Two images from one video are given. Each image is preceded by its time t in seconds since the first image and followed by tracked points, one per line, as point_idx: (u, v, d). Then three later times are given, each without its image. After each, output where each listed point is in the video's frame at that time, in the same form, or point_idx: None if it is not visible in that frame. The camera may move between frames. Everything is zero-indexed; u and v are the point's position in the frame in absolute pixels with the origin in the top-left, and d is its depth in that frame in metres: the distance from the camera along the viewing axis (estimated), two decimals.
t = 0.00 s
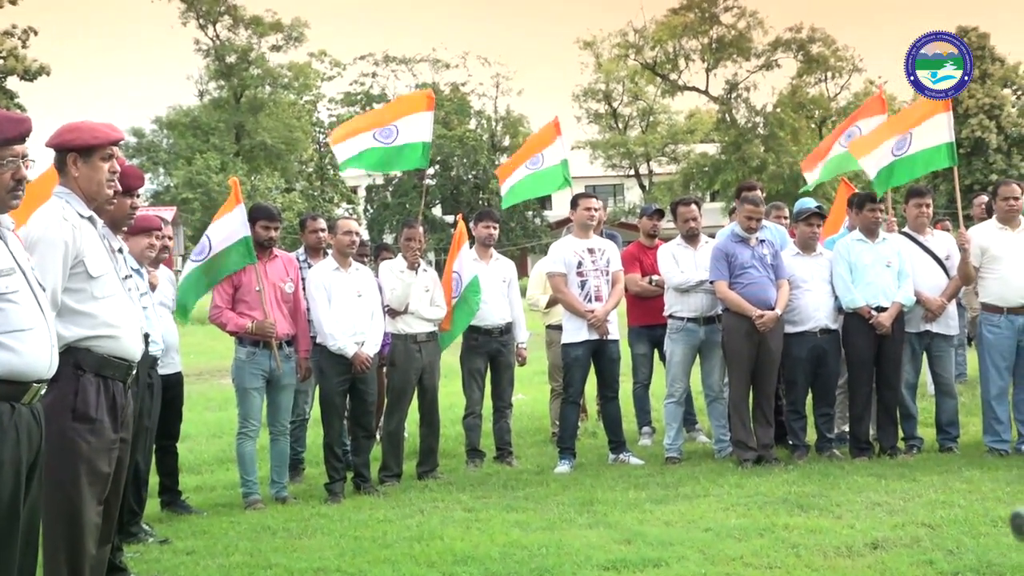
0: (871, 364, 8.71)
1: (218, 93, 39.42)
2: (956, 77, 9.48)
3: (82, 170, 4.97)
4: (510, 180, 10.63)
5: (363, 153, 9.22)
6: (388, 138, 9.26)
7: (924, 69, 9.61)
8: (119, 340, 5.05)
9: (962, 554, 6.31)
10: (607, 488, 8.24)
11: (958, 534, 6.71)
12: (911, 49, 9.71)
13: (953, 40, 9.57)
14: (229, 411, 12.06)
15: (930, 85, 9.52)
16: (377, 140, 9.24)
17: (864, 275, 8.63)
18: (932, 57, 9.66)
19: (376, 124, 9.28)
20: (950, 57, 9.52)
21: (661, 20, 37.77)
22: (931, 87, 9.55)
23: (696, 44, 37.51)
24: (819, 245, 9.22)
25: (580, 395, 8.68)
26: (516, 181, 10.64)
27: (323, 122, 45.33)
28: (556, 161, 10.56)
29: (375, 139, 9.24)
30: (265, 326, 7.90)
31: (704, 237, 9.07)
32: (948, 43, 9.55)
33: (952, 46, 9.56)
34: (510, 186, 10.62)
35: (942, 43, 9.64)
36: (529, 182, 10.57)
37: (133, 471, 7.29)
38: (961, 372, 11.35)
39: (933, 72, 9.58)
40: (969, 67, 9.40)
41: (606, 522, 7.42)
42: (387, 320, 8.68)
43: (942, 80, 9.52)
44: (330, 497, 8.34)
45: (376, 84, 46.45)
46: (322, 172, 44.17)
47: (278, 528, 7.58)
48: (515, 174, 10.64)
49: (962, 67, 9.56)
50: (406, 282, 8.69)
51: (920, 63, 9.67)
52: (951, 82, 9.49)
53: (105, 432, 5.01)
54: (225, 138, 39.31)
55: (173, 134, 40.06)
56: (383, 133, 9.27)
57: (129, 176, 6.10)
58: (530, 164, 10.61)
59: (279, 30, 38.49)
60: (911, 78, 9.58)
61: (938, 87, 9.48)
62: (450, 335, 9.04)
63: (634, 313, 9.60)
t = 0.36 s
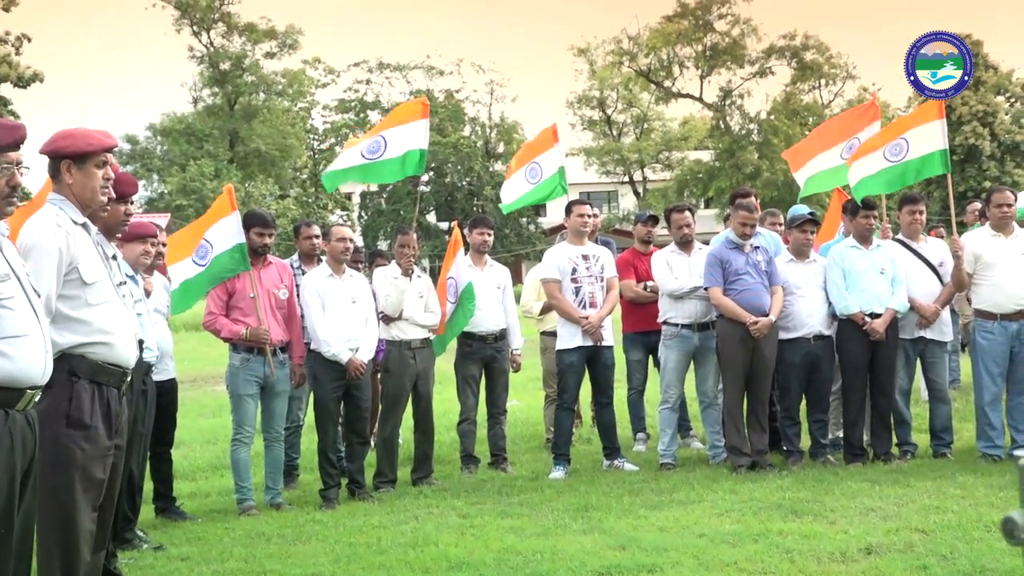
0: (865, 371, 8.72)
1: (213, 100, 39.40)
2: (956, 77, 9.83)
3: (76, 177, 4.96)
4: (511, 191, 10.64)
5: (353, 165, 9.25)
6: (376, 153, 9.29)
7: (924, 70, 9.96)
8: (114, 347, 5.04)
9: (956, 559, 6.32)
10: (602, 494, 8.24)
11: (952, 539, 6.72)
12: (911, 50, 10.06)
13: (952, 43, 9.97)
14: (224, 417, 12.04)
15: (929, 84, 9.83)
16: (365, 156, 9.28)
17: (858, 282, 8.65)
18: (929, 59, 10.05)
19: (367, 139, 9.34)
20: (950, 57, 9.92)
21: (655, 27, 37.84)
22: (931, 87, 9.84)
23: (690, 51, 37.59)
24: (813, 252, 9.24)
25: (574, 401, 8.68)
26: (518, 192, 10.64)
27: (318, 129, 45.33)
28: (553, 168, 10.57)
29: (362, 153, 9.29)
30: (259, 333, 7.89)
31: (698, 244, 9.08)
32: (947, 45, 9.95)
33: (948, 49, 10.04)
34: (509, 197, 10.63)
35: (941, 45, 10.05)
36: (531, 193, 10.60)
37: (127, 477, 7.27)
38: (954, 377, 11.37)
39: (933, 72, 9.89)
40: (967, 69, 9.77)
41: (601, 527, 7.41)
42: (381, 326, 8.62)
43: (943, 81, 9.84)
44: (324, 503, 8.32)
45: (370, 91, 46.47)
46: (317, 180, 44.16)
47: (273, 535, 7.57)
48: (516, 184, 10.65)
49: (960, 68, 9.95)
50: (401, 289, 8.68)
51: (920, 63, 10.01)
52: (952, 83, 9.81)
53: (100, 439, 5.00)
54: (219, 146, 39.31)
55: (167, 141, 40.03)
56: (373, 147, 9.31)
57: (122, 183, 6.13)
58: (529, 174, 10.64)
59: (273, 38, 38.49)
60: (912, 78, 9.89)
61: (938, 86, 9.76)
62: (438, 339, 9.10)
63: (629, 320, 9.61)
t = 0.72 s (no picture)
0: (864, 364, 8.73)
1: (211, 97, 39.38)
2: (956, 77, 9.29)
3: (75, 176, 4.97)
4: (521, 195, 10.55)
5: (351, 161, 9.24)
6: (371, 143, 9.29)
7: (923, 70, 9.39)
8: (113, 345, 5.05)
9: (956, 552, 6.32)
10: (602, 488, 8.25)
11: (952, 532, 6.72)
12: (910, 49, 9.44)
13: (954, 41, 9.30)
14: (224, 414, 12.05)
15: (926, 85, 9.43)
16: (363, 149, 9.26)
17: (857, 276, 8.65)
18: (931, 58, 9.41)
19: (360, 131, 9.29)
20: (950, 57, 9.31)
21: (653, 21, 37.78)
22: (931, 88, 9.35)
23: (689, 45, 37.53)
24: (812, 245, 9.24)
25: (573, 396, 8.69)
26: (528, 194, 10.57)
27: (317, 125, 45.30)
28: (554, 163, 10.58)
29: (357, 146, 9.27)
30: (259, 330, 7.90)
31: (696, 238, 9.08)
32: (948, 43, 9.32)
33: (950, 46, 9.31)
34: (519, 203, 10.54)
35: (942, 44, 9.40)
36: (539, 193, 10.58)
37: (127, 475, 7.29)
38: (954, 370, 11.36)
39: (933, 73, 9.41)
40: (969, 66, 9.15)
41: (601, 522, 7.42)
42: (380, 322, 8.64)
43: (942, 81, 9.36)
44: (325, 500, 8.33)
45: (369, 87, 46.43)
46: (316, 176, 44.13)
47: (274, 531, 7.59)
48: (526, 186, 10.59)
49: (961, 67, 9.40)
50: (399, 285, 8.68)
51: (920, 64, 9.44)
52: (952, 82, 9.29)
53: (100, 437, 5.01)
54: (218, 143, 39.29)
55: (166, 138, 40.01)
56: (369, 139, 9.29)
57: (121, 181, 6.16)
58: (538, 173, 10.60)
59: (271, 34, 38.44)
60: (911, 78, 9.38)
61: (938, 87, 9.33)
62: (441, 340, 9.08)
63: (628, 315, 9.61)
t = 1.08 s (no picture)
0: (866, 368, 8.72)
1: (213, 104, 39.46)
2: (956, 77, 9.35)
3: (76, 184, 4.98)
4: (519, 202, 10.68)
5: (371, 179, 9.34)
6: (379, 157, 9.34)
7: (923, 69, 9.48)
8: (115, 352, 5.07)
9: (958, 556, 6.31)
10: (604, 494, 8.25)
11: (954, 536, 6.71)
12: (911, 49, 9.53)
13: (954, 40, 9.39)
14: (226, 421, 12.07)
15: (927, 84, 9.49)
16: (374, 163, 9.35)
17: (858, 280, 8.65)
18: (932, 57, 9.49)
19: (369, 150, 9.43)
20: (950, 57, 9.40)
21: (653, 27, 37.82)
22: (931, 88, 9.41)
23: (689, 50, 37.57)
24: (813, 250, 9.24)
25: (575, 401, 8.69)
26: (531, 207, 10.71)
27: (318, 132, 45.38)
28: (557, 170, 10.56)
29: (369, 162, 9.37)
30: (260, 336, 7.92)
31: (697, 243, 9.09)
32: (948, 43, 9.41)
33: (950, 45, 9.41)
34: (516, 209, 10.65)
35: (942, 44, 9.49)
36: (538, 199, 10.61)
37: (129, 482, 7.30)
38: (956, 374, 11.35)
39: (933, 72, 9.46)
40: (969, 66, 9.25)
41: (603, 527, 7.42)
42: (382, 329, 8.66)
43: (942, 80, 9.40)
44: (327, 506, 8.34)
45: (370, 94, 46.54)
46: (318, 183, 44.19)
47: (276, 537, 7.59)
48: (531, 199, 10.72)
49: (961, 67, 9.45)
50: (400, 292, 8.70)
51: (920, 63, 9.52)
52: (952, 82, 9.35)
53: (101, 444, 5.02)
54: (220, 149, 39.37)
55: (168, 146, 40.09)
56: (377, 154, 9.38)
57: (122, 189, 6.16)
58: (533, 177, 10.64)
59: (272, 41, 38.54)
60: (911, 78, 9.46)
61: (938, 87, 9.36)
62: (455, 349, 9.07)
63: (629, 320, 9.61)
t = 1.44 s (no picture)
0: (876, 375, 8.69)
1: (224, 106, 39.53)
2: (957, 77, 9.95)
3: (89, 185, 4.99)
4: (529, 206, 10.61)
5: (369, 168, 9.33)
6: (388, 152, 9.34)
7: (924, 70, 10.10)
8: (127, 352, 5.08)
9: (968, 564, 6.29)
10: (613, 499, 8.23)
11: (965, 544, 6.69)
12: (912, 49, 10.10)
13: (955, 40, 9.97)
14: (237, 422, 12.08)
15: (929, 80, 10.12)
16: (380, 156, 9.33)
17: (870, 287, 8.63)
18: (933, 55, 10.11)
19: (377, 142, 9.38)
20: (951, 58, 10.00)
21: (666, 31, 37.81)
22: (931, 87, 10.11)
23: (701, 55, 37.56)
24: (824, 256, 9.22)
25: (585, 406, 8.68)
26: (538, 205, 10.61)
27: (329, 134, 45.45)
28: (569, 175, 10.57)
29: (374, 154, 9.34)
30: (270, 338, 7.92)
31: (708, 248, 9.08)
32: (948, 44, 9.99)
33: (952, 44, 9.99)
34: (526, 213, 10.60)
35: (943, 43, 10.05)
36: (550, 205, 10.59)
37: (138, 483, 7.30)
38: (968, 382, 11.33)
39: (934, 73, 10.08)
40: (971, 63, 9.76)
41: (612, 532, 7.40)
42: (392, 332, 8.66)
43: (945, 81, 10.03)
44: (336, 509, 8.33)
45: (382, 96, 46.61)
46: (328, 185, 44.25)
47: (285, 540, 7.59)
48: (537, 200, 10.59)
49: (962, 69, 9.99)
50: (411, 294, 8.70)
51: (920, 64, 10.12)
52: (953, 81, 9.98)
53: (112, 444, 5.03)
54: (231, 151, 39.44)
55: (179, 147, 40.18)
56: (386, 148, 9.35)
57: (134, 189, 6.17)
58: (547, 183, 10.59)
59: (285, 43, 38.61)
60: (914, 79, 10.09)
61: (938, 87, 10.02)
62: (470, 349, 9.14)
63: (639, 325, 9.61)
